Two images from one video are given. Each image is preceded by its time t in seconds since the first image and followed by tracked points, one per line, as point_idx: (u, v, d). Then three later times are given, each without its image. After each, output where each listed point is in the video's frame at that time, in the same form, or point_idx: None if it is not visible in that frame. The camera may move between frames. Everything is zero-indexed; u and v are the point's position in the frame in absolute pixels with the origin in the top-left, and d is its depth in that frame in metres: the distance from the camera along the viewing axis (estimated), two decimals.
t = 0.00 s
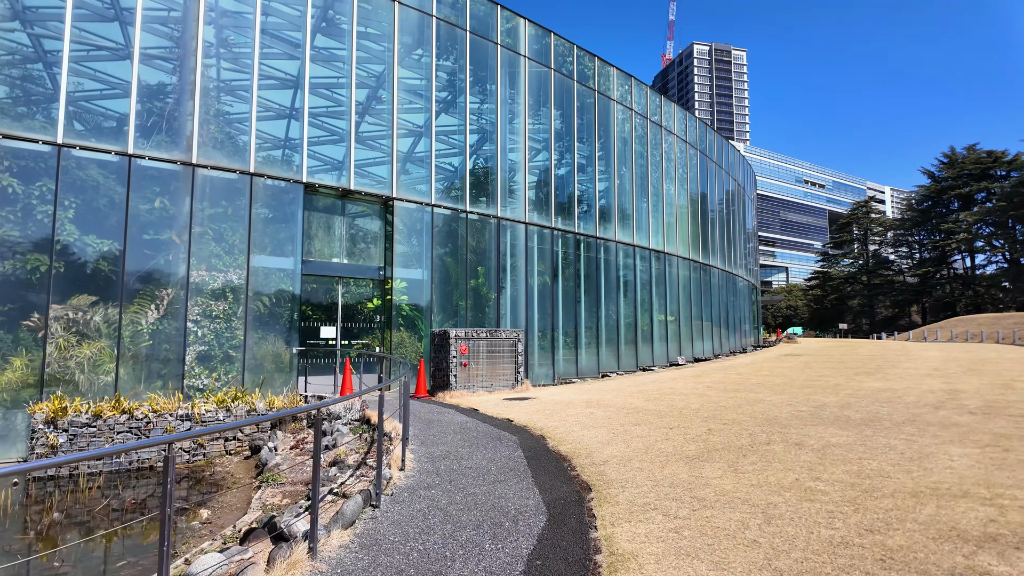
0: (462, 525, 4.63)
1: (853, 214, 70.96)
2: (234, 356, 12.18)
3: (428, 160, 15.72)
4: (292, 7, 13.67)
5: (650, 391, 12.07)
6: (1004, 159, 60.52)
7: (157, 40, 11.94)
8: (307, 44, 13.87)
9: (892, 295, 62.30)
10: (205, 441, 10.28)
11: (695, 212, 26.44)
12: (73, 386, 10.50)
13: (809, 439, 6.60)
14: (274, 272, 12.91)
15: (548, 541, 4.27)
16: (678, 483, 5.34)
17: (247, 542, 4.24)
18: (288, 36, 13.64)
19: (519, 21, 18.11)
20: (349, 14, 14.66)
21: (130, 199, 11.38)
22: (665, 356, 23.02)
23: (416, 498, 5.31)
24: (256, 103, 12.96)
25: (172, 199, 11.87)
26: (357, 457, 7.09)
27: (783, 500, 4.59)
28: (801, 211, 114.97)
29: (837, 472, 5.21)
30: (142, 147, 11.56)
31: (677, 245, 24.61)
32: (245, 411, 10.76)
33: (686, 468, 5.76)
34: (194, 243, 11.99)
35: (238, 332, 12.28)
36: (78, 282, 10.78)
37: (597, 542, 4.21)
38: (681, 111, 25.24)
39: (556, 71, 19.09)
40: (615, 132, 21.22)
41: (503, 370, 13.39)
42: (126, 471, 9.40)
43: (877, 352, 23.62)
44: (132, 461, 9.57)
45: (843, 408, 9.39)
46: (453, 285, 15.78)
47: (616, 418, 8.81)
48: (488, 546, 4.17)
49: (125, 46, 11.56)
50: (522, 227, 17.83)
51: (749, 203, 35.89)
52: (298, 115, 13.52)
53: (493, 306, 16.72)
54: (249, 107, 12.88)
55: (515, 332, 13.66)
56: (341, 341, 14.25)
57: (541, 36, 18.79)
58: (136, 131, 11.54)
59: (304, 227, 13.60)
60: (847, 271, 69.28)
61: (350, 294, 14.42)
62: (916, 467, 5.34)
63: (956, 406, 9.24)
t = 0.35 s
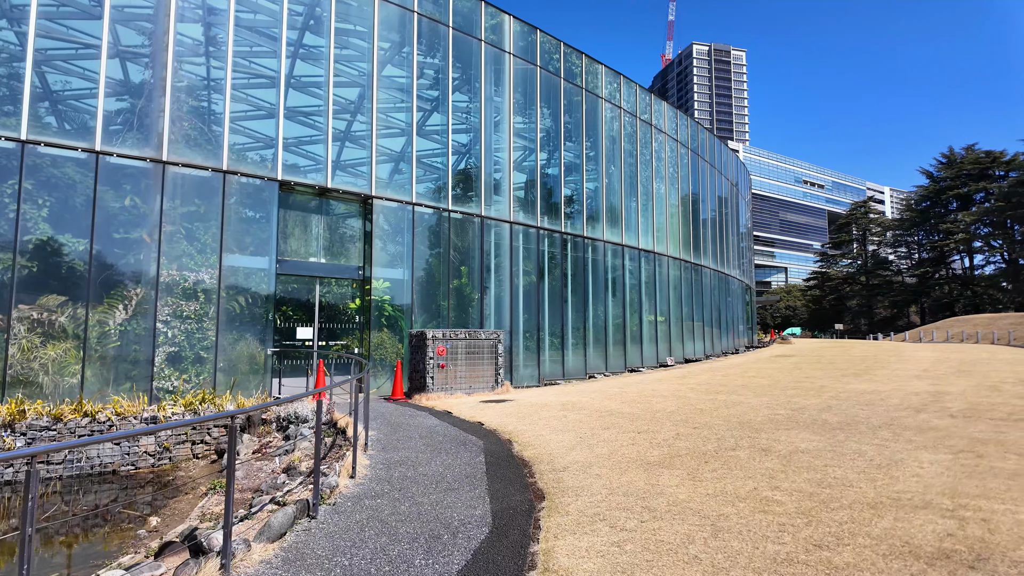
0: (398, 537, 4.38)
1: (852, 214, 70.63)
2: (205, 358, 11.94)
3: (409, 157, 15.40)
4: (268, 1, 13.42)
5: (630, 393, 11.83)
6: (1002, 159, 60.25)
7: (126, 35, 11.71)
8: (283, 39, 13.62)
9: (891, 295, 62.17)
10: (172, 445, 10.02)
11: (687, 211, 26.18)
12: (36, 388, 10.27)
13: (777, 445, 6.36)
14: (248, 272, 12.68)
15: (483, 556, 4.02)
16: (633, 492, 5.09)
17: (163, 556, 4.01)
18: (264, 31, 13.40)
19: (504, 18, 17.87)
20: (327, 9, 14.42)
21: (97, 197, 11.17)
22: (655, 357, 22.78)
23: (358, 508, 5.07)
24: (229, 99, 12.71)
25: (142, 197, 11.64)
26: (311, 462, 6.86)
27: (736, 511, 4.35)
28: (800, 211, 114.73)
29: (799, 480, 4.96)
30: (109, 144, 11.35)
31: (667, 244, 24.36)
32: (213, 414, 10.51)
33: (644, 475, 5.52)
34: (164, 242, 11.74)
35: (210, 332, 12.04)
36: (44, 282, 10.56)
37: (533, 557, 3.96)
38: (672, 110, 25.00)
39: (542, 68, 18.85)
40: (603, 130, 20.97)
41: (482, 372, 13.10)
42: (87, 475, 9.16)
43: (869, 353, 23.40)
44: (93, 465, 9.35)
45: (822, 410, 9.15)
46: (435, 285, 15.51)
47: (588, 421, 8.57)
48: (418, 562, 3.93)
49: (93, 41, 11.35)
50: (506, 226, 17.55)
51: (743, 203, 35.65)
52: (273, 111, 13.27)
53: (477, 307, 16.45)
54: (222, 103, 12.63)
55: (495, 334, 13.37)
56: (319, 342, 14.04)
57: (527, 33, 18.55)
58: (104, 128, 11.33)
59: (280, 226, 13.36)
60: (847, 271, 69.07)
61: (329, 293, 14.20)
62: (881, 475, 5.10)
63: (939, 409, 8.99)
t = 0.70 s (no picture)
0: (325, 549, 4.08)
1: (852, 214, 70.16)
2: (175, 356, 11.64)
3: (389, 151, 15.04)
4: None
5: (610, 392, 11.49)
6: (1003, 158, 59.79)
7: (92, 26, 11.41)
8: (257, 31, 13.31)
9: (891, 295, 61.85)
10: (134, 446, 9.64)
11: (679, 208, 25.84)
12: None
13: (747, 448, 6.03)
14: (220, 269, 12.38)
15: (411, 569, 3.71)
16: (585, 499, 4.78)
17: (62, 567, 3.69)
18: (238, 21, 13.09)
19: (489, 10, 17.55)
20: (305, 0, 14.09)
21: (62, 191, 10.87)
22: (646, 356, 22.46)
23: (293, 517, 4.76)
24: (201, 92, 12.41)
25: (110, 191, 11.34)
26: (261, 465, 6.56)
27: (688, 521, 4.04)
28: (799, 210, 114.33)
29: (762, 487, 4.64)
30: (74, 137, 11.05)
31: (658, 242, 24.02)
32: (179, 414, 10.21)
33: (601, 481, 5.20)
34: (132, 238, 11.44)
35: (180, 331, 11.73)
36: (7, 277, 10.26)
37: (463, 572, 3.65)
38: (664, 106, 24.67)
39: (529, 61, 18.52)
40: (593, 126, 20.64)
41: (461, 372, 12.73)
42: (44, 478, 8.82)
43: (863, 352, 23.08)
44: (51, 467, 9.03)
45: (803, 411, 8.82)
46: (416, 283, 15.14)
47: (560, 422, 8.24)
48: None
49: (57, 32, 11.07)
50: (492, 223, 17.17)
51: (738, 201, 35.28)
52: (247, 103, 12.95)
53: (460, 306, 16.07)
54: (193, 96, 12.34)
55: (476, 333, 13.01)
56: (294, 341, 13.78)
57: (514, 26, 18.23)
58: (69, 121, 11.02)
59: (254, 222, 13.05)
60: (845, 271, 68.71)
61: (305, 291, 13.94)
62: (851, 481, 4.78)
63: (924, 411, 8.66)
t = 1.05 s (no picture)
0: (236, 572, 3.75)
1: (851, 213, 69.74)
2: (140, 358, 11.31)
3: (367, 147, 14.64)
4: None
5: (588, 395, 11.14)
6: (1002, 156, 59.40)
7: (53, 18, 11.04)
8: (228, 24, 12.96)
9: (890, 295, 61.60)
10: (91, 452, 9.23)
11: (670, 207, 25.49)
12: None
13: (711, 457, 5.70)
14: (187, 268, 12.08)
15: None
16: (529, 515, 4.44)
17: None
18: (208, 14, 12.75)
19: (472, 4, 17.21)
20: None
21: (22, 188, 10.50)
22: (635, 357, 22.11)
23: (214, 534, 4.43)
24: (168, 86, 12.06)
25: (73, 188, 10.99)
26: (202, 474, 6.25)
27: (629, 543, 3.70)
28: (797, 209, 113.94)
29: (717, 503, 4.30)
30: (34, 132, 10.69)
31: (648, 241, 23.69)
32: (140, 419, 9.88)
33: (550, 494, 4.87)
34: (96, 236, 11.10)
35: (145, 332, 11.40)
36: None
37: None
38: (654, 103, 24.32)
39: (514, 57, 18.19)
40: (580, 123, 20.29)
41: (437, 374, 12.36)
42: None
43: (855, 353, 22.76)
44: None
45: (781, 415, 8.48)
46: (394, 282, 14.76)
47: (526, 427, 7.90)
48: None
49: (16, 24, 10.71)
50: (475, 222, 16.75)
51: (732, 200, 34.91)
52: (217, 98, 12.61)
53: (441, 306, 15.66)
54: (160, 91, 11.99)
55: (453, 334, 12.66)
56: (267, 343, 13.37)
57: (497, 20, 17.88)
58: (28, 115, 10.66)
59: (223, 220, 12.72)
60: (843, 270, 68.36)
61: (279, 292, 13.58)
62: (813, 496, 4.44)
63: (907, 415, 8.33)
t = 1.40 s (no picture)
0: None
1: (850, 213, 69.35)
2: (106, 359, 10.96)
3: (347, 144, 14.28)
4: None
5: (568, 400, 10.75)
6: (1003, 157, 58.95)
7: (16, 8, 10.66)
8: (201, 17, 12.61)
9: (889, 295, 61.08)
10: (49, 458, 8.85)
11: (662, 206, 25.12)
12: None
13: (680, 469, 5.33)
14: (157, 268, 11.72)
15: None
16: (472, 535, 4.08)
17: None
18: (180, 5, 12.39)
19: None
20: None
21: None
22: (626, 358, 21.75)
23: (131, 557, 4.06)
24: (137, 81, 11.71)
25: (38, 184, 10.64)
26: (143, 486, 5.89)
27: (571, 571, 3.34)
28: (797, 209, 113.49)
29: (676, 523, 3.94)
30: None
31: (640, 241, 23.32)
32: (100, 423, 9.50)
33: (501, 511, 4.50)
34: (60, 234, 10.73)
35: (113, 333, 11.05)
36: None
37: None
38: (646, 101, 23.97)
39: (500, 52, 17.85)
40: (569, 120, 19.94)
41: (415, 377, 11.98)
42: None
43: (850, 354, 22.40)
44: None
45: (764, 422, 8.12)
46: (375, 282, 14.40)
47: (495, 434, 7.54)
48: None
49: None
50: (459, 220, 16.38)
51: (728, 199, 34.51)
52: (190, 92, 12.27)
53: (424, 307, 15.25)
54: (128, 85, 11.62)
55: (432, 335, 12.27)
56: (241, 344, 13.03)
57: (484, 15, 17.54)
58: None
59: (195, 217, 12.37)
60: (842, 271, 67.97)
61: (256, 291, 13.24)
62: (781, 515, 4.08)
63: (895, 421, 7.96)
